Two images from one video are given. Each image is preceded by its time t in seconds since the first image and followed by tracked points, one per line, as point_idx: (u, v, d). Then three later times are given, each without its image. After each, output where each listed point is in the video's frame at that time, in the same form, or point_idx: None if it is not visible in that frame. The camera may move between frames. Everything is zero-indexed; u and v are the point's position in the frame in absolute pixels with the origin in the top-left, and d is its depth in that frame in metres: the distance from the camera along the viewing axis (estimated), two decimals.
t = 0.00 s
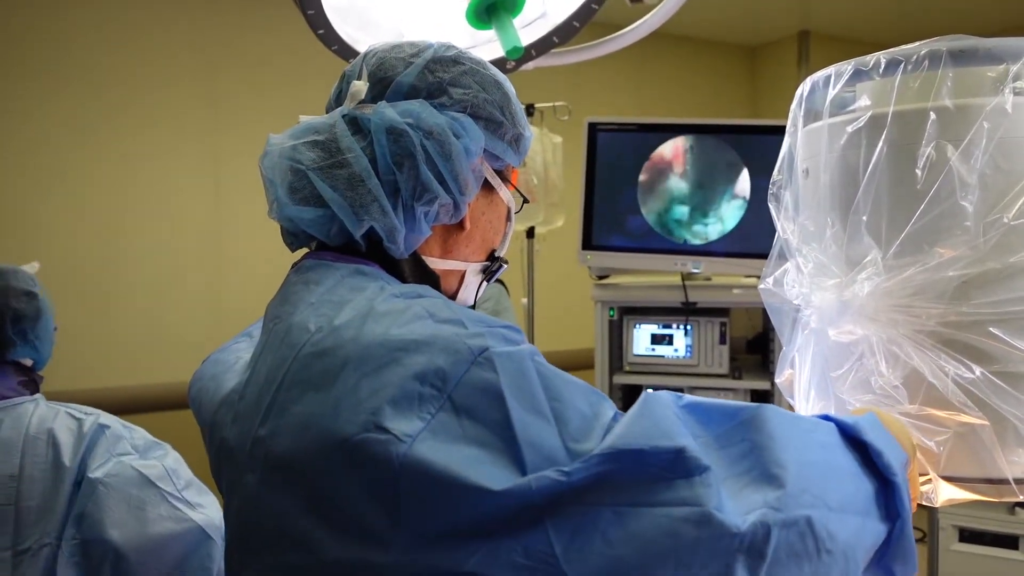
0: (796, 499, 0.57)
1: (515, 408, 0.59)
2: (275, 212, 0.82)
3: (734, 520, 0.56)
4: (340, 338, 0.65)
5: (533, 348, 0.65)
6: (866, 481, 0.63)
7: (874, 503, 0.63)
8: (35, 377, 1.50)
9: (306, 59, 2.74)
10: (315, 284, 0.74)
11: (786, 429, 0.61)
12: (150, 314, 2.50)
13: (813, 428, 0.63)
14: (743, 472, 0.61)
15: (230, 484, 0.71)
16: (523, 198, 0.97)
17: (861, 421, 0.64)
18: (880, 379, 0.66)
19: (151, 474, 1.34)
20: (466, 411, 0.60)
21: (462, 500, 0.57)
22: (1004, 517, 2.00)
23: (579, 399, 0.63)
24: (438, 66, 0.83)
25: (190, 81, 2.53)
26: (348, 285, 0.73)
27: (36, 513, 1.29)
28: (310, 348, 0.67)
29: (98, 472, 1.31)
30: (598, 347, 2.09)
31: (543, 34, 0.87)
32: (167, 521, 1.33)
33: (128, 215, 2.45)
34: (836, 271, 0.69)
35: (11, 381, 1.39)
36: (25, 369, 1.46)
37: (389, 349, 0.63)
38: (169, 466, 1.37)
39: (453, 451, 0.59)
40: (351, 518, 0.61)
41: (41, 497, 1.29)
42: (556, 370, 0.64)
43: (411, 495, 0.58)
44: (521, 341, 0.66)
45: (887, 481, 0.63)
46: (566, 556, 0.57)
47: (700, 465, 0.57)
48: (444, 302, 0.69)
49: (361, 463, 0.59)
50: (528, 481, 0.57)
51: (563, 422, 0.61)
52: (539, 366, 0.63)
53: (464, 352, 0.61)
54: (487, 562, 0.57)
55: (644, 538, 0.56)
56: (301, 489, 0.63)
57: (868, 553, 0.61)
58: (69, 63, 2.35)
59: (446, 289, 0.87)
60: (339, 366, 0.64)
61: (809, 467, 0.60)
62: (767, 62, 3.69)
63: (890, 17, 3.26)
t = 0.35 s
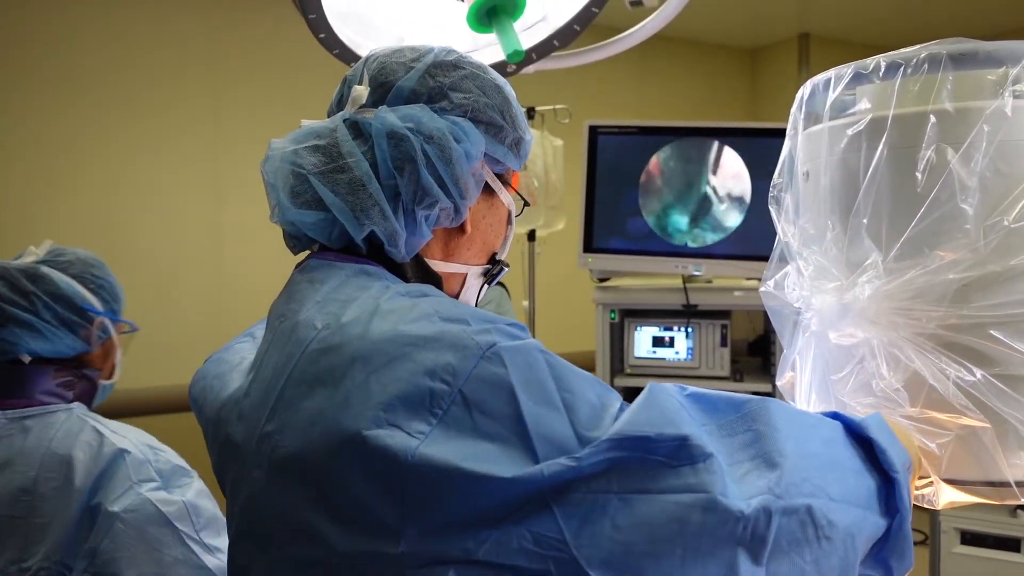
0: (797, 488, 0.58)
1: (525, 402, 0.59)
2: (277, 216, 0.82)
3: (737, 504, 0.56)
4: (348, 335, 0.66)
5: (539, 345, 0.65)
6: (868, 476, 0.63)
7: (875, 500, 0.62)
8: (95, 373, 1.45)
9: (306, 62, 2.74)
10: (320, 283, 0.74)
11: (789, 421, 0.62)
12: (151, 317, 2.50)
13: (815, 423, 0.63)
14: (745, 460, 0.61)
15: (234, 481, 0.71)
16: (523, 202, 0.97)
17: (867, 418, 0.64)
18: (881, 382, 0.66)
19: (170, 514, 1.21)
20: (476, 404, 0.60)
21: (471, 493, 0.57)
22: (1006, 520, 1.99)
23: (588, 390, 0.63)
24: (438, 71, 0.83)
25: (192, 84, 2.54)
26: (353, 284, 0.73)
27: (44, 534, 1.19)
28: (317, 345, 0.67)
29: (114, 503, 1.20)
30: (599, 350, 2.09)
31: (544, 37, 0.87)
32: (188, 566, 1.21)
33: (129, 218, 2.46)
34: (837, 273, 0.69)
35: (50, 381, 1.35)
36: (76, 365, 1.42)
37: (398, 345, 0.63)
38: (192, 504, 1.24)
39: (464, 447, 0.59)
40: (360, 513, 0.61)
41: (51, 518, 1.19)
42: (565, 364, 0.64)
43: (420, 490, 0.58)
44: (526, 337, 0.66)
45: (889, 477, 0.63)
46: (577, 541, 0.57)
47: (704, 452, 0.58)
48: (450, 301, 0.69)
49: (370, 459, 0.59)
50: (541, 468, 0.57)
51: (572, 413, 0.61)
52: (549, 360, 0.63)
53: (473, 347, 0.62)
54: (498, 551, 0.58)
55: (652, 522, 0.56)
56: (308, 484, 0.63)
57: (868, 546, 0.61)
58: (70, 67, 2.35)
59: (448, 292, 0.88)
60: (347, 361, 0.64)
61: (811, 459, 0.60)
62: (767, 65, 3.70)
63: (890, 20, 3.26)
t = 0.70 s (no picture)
0: (797, 489, 0.58)
1: (527, 398, 0.60)
2: (280, 214, 0.82)
3: (738, 505, 0.56)
4: (350, 331, 0.66)
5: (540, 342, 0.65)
6: (868, 482, 0.63)
7: (876, 503, 0.62)
8: (192, 345, 1.41)
9: (307, 60, 2.75)
10: (323, 280, 0.74)
11: (788, 422, 0.62)
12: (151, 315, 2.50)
13: (816, 427, 0.63)
14: (747, 460, 0.61)
15: (235, 478, 0.71)
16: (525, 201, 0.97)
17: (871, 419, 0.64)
18: (883, 381, 0.66)
19: (223, 515, 1.09)
20: (477, 400, 0.60)
21: (471, 488, 0.57)
22: (1006, 521, 1.99)
23: (591, 389, 0.64)
24: (441, 69, 0.83)
25: (193, 81, 2.54)
26: (356, 280, 0.73)
27: (107, 508, 1.12)
28: (320, 340, 0.67)
29: (173, 490, 1.10)
30: (600, 350, 2.08)
31: (546, 36, 0.87)
32: None
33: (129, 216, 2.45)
34: (839, 272, 0.69)
35: (144, 349, 1.30)
36: (173, 337, 1.38)
37: (401, 341, 0.63)
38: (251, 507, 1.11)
39: (466, 440, 0.59)
40: (361, 510, 0.61)
41: (117, 493, 1.12)
42: (568, 361, 0.64)
43: (421, 484, 0.58)
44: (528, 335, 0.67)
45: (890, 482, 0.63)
46: (576, 538, 0.57)
47: (704, 451, 0.58)
48: (453, 298, 0.69)
49: (371, 454, 0.59)
50: (540, 462, 0.57)
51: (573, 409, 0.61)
52: (553, 358, 0.63)
53: (475, 343, 0.62)
54: (498, 545, 0.58)
55: (652, 520, 0.56)
56: (309, 481, 0.63)
57: (870, 550, 0.61)
58: (72, 64, 2.34)
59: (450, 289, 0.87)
60: (351, 356, 0.64)
61: (811, 462, 0.60)
62: (768, 65, 3.70)
63: (891, 20, 3.26)
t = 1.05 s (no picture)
0: (785, 495, 0.57)
1: (508, 400, 0.60)
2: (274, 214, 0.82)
3: (721, 510, 0.56)
4: (338, 331, 0.65)
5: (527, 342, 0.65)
6: (861, 488, 0.63)
7: (868, 512, 0.62)
8: (238, 306, 1.40)
9: (307, 60, 2.75)
10: (315, 281, 0.74)
11: (778, 428, 0.62)
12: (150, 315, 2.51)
13: (809, 431, 0.63)
14: (734, 466, 0.61)
15: (229, 477, 0.71)
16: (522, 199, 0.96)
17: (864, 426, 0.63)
18: (881, 381, 0.66)
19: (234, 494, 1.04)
20: (460, 400, 0.60)
21: (452, 489, 0.57)
22: (1006, 520, 1.99)
23: (575, 390, 0.63)
24: (434, 68, 0.83)
25: (192, 81, 2.54)
26: (346, 280, 0.73)
27: (139, 469, 1.13)
28: (308, 341, 0.67)
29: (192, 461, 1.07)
30: (599, 350, 2.08)
31: (545, 35, 0.87)
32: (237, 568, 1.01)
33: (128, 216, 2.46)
34: (838, 272, 0.69)
35: (189, 310, 1.31)
36: (219, 297, 1.37)
37: (385, 341, 0.63)
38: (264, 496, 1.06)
39: (447, 441, 0.59)
40: (348, 510, 0.60)
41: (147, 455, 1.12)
42: (555, 363, 0.64)
43: (404, 485, 0.58)
44: (517, 336, 0.66)
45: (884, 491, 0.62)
46: (555, 544, 0.57)
47: (687, 453, 0.58)
48: (441, 297, 0.69)
49: (355, 455, 0.59)
50: (519, 464, 0.57)
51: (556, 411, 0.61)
52: (538, 361, 0.63)
53: (458, 343, 0.62)
54: (479, 548, 0.58)
55: (633, 525, 0.56)
56: (297, 481, 0.63)
57: (859, 560, 0.60)
58: (70, 65, 2.36)
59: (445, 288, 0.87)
60: (338, 357, 0.64)
61: (801, 466, 0.60)
62: (767, 64, 3.70)
63: (890, 20, 3.26)
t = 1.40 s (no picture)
0: (770, 534, 0.57)
1: (492, 412, 0.59)
2: (268, 216, 0.82)
3: (702, 545, 0.56)
4: (329, 333, 0.65)
5: (518, 350, 0.65)
6: (850, 518, 0.63)
7: (855, 542, 0.62)
8: (229, 298, 1.39)
9: (307, 60, 2.75)
10: (310, 281, 0.74)
11: (767, 454, 0.61)
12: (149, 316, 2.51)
13: (800, 459, 0.63)
14: (720, 497, 0.61)
15: (223, 475, 0.71)
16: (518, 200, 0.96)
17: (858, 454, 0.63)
18: (880, 382, 0.66)
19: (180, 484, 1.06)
20: (445, 410, 0.60)
21: (435, 495, 0.57)
22: (1006, 521, 1.99)
23: (560, 402, 0.62)
24: (427, 69, 0.83)
25: (191, 81, 2.55)
26: (340, 282, 0.73)
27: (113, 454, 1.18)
28: (300, 342, 0.67)
29: (142, 450, 1.10)
30: (598, 351, 2.08)
31: (543, 36, 0.87)
32: (185, 544, 1.06)
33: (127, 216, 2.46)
34: (837, 273, 0.69)
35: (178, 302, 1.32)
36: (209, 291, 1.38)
37: (374, 346, 0.62)
38: (208, 476, 1.08)
39: (429, 446, 0.59)
40: (330, 512, 0.61)
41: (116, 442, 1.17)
42: (543, 372, 0.63)
43: (390, 489, 0.58)
44: (508, 343, 0.66)
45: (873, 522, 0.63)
46: (533, 564, 0.57)
47: (672, 483, 0.57)
48: (434, 301, 0.68)
49: (338, 458, 0.59)
50: (497, 474, 0.56)
51: (539, 423, 0.60)
52: (523, 369, 0.62)
53: (445, 350, 0.61)
54: (458, 561, 0.58)
55: (612, 552, 0.56)
56: (285, 482, 0.63)
57: None
58: (69, 66, 2.36)
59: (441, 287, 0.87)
60: (327, 359, 0.64)
61: (789, 501, 0.60)
62: (768, 65, 3.70)
63: (891, 20, 3.26)
